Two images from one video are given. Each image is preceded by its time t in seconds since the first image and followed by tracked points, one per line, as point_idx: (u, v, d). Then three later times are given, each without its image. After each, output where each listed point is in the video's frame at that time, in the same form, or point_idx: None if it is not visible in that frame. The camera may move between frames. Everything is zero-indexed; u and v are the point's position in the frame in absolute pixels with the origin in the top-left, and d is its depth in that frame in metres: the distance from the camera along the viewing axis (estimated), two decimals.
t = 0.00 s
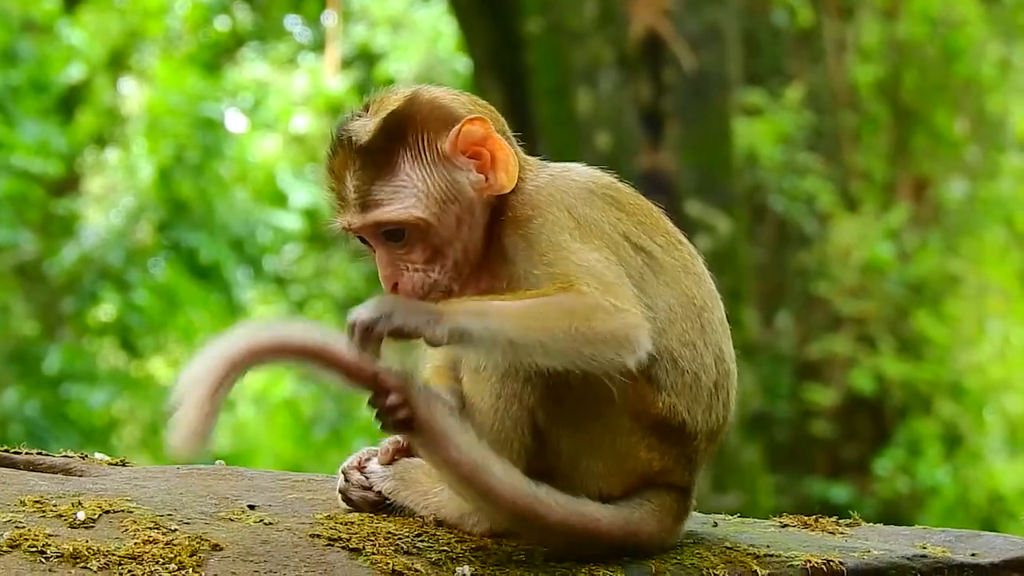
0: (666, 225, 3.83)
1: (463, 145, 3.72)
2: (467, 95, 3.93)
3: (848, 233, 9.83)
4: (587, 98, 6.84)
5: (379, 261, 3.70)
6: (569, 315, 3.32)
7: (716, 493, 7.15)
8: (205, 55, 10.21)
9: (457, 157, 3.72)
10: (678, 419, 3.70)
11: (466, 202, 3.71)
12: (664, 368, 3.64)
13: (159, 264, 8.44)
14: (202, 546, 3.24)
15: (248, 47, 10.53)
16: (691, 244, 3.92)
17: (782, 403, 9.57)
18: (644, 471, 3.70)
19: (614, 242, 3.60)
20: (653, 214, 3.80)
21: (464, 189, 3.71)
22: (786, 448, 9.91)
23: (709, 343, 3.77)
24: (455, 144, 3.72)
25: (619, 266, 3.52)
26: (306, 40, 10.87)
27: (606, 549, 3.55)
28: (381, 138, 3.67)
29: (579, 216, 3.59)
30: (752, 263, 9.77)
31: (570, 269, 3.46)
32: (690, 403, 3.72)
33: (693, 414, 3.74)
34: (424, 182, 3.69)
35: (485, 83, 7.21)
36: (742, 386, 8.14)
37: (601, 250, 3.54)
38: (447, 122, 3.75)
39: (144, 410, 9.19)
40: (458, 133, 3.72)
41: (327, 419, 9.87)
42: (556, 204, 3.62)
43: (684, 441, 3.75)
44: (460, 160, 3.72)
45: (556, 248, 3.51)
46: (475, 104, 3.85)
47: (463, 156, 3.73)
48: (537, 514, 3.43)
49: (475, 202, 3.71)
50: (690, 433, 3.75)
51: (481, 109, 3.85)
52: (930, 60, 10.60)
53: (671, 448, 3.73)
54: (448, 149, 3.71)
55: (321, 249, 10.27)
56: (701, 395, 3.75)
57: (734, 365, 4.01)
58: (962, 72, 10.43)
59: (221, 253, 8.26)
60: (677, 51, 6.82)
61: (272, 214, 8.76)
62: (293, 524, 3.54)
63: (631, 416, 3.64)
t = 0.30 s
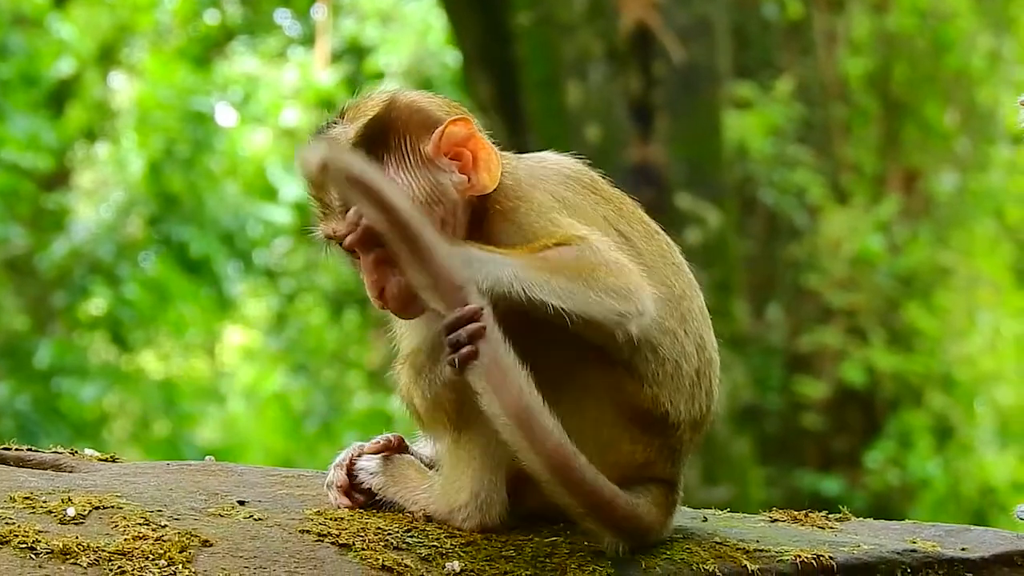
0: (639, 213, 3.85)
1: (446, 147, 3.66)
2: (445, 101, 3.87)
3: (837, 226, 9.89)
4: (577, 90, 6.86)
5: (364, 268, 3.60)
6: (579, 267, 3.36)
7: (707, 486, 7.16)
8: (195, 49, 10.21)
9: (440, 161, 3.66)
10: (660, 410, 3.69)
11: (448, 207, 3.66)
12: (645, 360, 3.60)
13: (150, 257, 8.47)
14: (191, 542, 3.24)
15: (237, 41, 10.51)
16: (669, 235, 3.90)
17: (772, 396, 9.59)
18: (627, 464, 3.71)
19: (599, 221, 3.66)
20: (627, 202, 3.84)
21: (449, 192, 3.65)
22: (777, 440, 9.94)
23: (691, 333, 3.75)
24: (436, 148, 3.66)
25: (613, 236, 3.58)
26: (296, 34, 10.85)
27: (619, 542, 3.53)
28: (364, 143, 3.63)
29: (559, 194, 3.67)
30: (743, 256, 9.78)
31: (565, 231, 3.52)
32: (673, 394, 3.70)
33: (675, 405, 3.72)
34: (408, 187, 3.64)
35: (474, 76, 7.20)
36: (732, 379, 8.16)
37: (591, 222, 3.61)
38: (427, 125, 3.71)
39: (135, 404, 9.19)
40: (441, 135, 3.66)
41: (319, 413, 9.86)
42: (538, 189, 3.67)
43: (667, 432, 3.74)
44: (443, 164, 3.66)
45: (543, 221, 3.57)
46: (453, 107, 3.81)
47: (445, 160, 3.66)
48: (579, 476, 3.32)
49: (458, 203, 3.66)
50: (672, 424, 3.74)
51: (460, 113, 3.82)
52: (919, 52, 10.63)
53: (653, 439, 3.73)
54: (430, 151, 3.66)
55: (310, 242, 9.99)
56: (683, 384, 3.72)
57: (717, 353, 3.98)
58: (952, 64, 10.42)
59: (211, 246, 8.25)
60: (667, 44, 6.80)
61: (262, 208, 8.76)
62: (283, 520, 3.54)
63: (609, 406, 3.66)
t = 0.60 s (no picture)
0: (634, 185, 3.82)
1: (435, 132, 3.60)
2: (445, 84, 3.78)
3: (833, 220, 9.88)
4: (572, 85, 6.79)
5: (345, 244, 3.67)
6: (637, 229, 3.42)
7: (704, 480, 7.17)
8: (191, 45, 10.21)
9: (430, 145, 3.61)
10: (654, 404, 3.70)
11: (434, 191, 3.63)
12: (637, 352, 3.66)
13: (146, 253, 8.39)
14: (187, 537, 3.24)
15: (233, 35, 10.51)
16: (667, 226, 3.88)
17: (769, 390, 9.61)
18: (621, 460, 3.70)
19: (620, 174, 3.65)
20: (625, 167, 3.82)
21: (434, 176, 3.61)
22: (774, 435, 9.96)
23: (688, 329, 3.73)
24: (426, 131, 3.60)
25: (654, 189, 3.57)
26: (293, 28, 10.75)
27: (609, 543, 3.47)
28: (354, 123, 3.60)
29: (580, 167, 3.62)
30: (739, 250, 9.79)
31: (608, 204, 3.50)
32: (668, 387, 3.71)
33: (670, 397, 3.72)
34: (395, 168, 3.60)
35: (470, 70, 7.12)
36: (728, 373, 8.18)
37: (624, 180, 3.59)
38: (419, 109, 3.65)
39: (132, 399, 9.20)
40: (430, 118, 3.60)
41: (315, 408, 9.84)
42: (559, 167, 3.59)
43: (661, 426, 3.74)
44: (432, 148, 3.61)
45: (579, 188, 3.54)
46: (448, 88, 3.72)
47: (434, 144, 3.61)
48: (589, 489, 3.28)
49: (445, 189, 3.63)
50: (667, 418, 3.74)
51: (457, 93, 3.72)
52: (915, 45, 10.65)
53: (647, 433, 3.73)
54: (420, 135, 3.61)
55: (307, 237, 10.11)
56: (677, 377, 3.72)
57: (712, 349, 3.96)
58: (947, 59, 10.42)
59: (207, 241, 8.26)
60: (662, 38, 6.84)
61: (259, 203, 8.72)
62: (279, 515, 3.53)
63: (604, 399, 3.65)
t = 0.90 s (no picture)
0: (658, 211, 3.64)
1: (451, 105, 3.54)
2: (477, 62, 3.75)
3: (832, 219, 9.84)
4: (570, 85, 6.77)
5: (347, 203, 3.67)
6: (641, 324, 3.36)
7: (703, 479, 7.18)
8: (190, 44, 10.21)
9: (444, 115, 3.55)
10: (659, 407, 3.68)
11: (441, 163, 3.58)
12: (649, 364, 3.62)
13: (143, 252, 8.43)
14: (185, 535, 3.23)
15: (231, 34, 10.51)
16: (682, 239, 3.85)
17: (767, 389, 9.62)
18: (624, 462, 3.68)
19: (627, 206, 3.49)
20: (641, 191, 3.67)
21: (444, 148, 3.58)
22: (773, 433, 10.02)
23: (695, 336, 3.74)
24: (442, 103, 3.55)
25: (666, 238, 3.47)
26: (290, 28, 10.59)
27: (622, 537, 3.50)
28: (374, 85, 3.62)
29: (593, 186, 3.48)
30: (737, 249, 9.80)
31: (621, 252, 3.43)
32: (671, 391, 3.70)
33: (675, 402, 3.72)
34: (403, 133, 3.59)
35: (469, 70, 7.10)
36: (727, 372, 8.20)
37: (640, 217, 3.48)
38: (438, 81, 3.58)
39: (130, 399, 9.20)
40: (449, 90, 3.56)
41: (313, 408, 9.86)
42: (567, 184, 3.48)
43: (663, 430, 3.73)
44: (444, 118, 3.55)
45: (593, 221, 3.43)
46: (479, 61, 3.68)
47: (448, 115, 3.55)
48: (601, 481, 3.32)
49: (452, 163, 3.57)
50: (670, 421, 3.73)
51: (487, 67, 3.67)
52: (913, 45, 10.57)
53: (650, 435, 3.71)
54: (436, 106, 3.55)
55: (305, 236, 9.93)
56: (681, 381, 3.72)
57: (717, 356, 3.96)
58: (947, 57, 10.38)
59: (205, 241, 8.27)
60: (660, 37, 6.81)
61: (256, 202, 8.84)
62: (277, 514, 3.53)
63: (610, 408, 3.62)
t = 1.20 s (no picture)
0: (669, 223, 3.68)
1: (482, 83, 3.45)
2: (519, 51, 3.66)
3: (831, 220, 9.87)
4: (570, 84, 6.78)
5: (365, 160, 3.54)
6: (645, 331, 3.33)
7: (703, 479, 7.19)
8: (190, 43, 10.20)
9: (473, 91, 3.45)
10: (663, 406, 3.68)
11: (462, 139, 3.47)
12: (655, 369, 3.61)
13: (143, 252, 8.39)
14: (187, 535, 3.23)
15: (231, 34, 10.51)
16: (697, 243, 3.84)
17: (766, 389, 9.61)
18: (629, 461, 3.66)
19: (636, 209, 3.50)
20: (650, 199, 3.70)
21: (467, 126, 3.46)
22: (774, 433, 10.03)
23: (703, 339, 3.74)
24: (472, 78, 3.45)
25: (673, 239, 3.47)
26: (290, 27, 10.58)
27: (614, 538, 3.50)
28: (411, 52, 3.54)
29: (602, 184, 3.50)
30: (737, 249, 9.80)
31: (624, 249, 3.44)
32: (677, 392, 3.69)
33: (679, 403, 3.71)
34: (432, 100, 3.48)
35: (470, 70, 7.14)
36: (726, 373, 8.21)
37: (647, 217, 3.50)
38: (473, 58, 3.51)
39: (129, 399, 9.20)
40: (481, 68, 3.44)
41: (312, 407, 9.87)
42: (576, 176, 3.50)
43: (668, 429, 3.73)
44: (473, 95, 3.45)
45: (598, 217, 3.44)
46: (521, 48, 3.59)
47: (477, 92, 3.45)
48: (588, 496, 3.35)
49: (472, 140, 3.47)
50: (674, 420, 3.72)
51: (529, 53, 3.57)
52: (912, 45, 10.59)
53: (654, 435, 3.71)
54: (467, 81, 3.46)
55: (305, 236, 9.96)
56: (687, 383, 3.72)
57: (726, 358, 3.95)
58: (947, 57, 10.36)
59: (205, 240, 8.30)
60: (660, 38, 6.82)
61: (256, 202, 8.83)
62: (279, 514, 3.53)
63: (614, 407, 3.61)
